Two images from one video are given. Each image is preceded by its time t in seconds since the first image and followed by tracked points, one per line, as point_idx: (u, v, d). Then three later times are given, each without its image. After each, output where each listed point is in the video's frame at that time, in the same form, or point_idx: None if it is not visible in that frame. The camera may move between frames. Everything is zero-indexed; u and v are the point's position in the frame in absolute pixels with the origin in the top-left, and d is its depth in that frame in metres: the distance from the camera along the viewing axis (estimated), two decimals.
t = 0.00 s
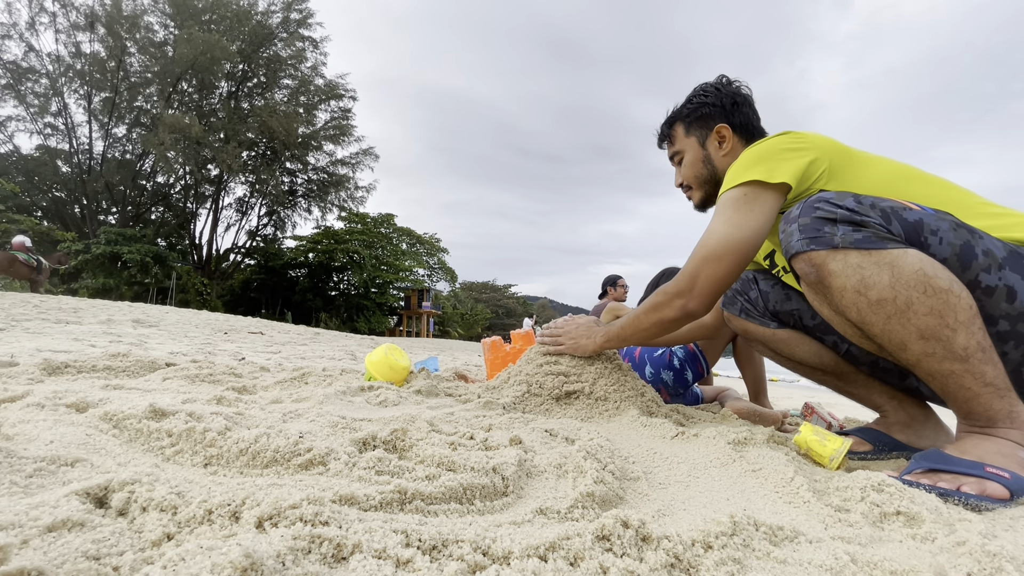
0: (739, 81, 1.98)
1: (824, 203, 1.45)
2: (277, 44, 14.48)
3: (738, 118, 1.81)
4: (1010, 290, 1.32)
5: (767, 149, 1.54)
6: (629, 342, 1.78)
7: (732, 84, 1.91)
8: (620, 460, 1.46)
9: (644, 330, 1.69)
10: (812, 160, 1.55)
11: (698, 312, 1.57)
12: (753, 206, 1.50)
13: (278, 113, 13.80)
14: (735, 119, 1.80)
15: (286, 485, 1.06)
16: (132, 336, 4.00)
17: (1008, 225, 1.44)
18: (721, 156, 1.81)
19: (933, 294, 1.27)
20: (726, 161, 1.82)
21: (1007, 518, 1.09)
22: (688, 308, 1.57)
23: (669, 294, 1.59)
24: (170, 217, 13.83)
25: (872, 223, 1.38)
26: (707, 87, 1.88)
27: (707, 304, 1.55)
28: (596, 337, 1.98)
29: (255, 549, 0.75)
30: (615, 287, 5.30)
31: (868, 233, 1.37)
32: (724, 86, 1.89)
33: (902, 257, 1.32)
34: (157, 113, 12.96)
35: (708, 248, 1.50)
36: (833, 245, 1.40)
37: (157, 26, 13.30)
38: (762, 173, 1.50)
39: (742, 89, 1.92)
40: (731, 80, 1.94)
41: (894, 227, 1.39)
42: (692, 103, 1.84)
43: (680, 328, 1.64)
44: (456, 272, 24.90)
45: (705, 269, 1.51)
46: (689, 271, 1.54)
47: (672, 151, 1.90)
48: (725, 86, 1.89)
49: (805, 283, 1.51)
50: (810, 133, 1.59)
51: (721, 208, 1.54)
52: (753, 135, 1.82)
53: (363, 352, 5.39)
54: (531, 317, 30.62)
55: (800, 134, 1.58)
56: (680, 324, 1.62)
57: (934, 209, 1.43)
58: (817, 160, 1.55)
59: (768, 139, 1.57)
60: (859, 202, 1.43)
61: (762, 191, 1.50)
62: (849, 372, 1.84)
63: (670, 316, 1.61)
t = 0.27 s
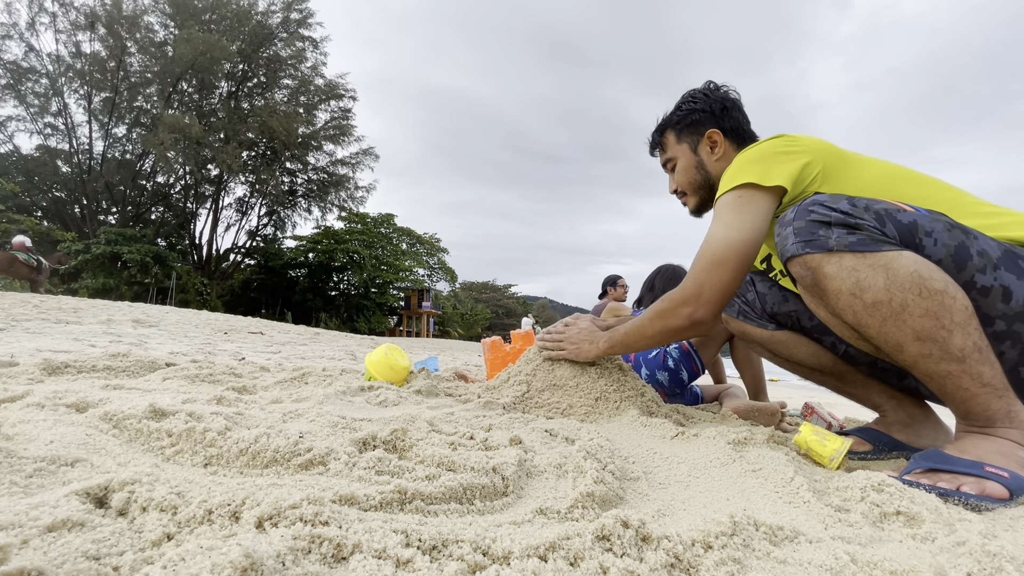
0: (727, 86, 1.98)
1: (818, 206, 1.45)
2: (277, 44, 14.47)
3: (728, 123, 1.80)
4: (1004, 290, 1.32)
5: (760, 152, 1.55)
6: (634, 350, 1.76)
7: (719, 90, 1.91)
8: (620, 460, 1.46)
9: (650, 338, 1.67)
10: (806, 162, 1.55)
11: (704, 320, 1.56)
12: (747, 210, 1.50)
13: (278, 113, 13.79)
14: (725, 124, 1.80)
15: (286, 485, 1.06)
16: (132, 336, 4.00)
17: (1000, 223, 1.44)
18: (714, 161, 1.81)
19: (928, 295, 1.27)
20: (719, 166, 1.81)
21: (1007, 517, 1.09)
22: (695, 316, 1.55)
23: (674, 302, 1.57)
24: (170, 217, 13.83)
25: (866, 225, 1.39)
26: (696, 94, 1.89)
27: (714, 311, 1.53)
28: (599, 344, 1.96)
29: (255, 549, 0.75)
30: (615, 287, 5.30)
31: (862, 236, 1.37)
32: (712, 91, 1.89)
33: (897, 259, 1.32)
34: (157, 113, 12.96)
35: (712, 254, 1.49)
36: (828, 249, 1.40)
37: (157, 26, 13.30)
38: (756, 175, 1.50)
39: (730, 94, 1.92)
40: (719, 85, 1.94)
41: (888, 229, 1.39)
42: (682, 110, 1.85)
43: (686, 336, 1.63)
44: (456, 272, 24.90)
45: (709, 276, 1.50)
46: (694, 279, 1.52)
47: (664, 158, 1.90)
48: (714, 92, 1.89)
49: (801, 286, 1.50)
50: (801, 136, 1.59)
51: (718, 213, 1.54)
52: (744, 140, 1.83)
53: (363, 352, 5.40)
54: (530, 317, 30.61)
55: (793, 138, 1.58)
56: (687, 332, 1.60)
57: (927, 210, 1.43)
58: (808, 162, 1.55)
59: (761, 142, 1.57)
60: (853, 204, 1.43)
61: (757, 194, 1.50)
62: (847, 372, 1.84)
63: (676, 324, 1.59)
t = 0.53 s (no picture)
0: (727, 86, 1.97)
1: (817, 207, 1.43)
2: (277, 44, 14.47)
3: (727, 123, 1.80)
4: (1004, 291, 1.32)
5: (764, 153, 1.55)
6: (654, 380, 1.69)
7: (718, 90, 1.91)
8: (620, 460, 1.46)
9: (675, 359, 1.61)
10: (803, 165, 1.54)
11: (729, 327, 1.52)
12: (761, 211, 1.51)
13: (278, 113, 13.79)
14: (724, 124, 1.80)
15: (286, 485, 1.06)
16: (132, 336, 4.00)
17: (997, 224, 1.44)
18: (713, 161, 1.81)
19: (927, 295, 1.27)
20: (718, 166, 1.81)
21: (1007, 517, 1.09)
22: (720, 324, 1.52)
23: (697, 318, 1.53)
24: (170, 217, 13.82)
25: (864, 226, 1.38)
26: (695, 94, 1.89)
27: (738, 315, 1.51)
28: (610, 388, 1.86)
29: (255, 549, 0.75)
30: (615, 287, 5.29)
31: (860, 237, 1.37)
32: (711, 92, 1.89)
33: (895, 260, 1.32)
34: (157, 113, 12.95)
35: (728, 258, 1.49)
36: (827, 249, 1.38)
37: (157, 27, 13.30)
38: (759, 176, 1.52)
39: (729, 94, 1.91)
40: (717, 85, 1.94)
41: (886, 230, 1.39)
42: (681, 110, 1.85)
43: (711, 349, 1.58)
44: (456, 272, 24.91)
45: (729, 281, 1.48)
46: (716, 287, 1.49)
47: (664, 158, 1.90)
48: (713, 92, 1.89)
49: (799, 286, 1.49)
50: (799, 137, 1.58)
51: (728, 219, 1.55)
52: (743, 140, 1.82)
53: (363, 352, 5.40)
54: (530, 317, 30.62)
55: (794, 138, 1.58)
56: (712, 345, 1.56)
57: (926, 211, 1.43)
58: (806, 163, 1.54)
59: (763, 143, 1.58)
60: (851, 205, 1.43)
61: (767, 196, 1.51)
62: (847, 372, 1.84)
63: (703, 338, 1.54)
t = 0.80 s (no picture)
0: (725, 87, 1.98)
1: (822, 205, 1.42)
2: (277, 44, 14.47)
3: (728, 123, 1.81)
4: (1008, 290, 1.32)
5: (767, 152, 1.55)
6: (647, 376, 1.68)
7: (717, 90, 1.91)
8: (620, 460, 1.46)
9: (669, 356, 1.59)
10: (806, 164, 1.54)
11: (726, 328, 1.51)
12: (764, 211, 1.51)
13: (278, 113, 13.79)
14: (724, 123, 1.80)
15: (286, 485, 1.06)
16: (132, 336, 4.00)
17: (1000, 223, 1.44)
18: (715, 161, 1.81)
19: (932, 295, 1.27)
20: (719, 166, 1.81)
21: (1007, 517, 1.09)
22: (717, 324, 1.50)
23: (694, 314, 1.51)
24: (170, 217, 13.82)
25: (869, 224, 1.38)
26: (694, 94, 1.89)
27: (735, 316, 1.49)
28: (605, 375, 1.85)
29: (255, 549, 0.75)
30: (615, 287, 5.29)
31: (865, 235, 1.36)
32: (710, 92, 1.89)
33: (901, 259, 1.32)
34: (157, 113, 12.95)
35: (729, 256, 1.47)
36: (831, 247, 1.38)
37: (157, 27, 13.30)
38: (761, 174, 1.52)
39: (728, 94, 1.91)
40: (715, 85, 1.94)
41: (891, 228, 1.39)
42: (681, 110, 1.85)
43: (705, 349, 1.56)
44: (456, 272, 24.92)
45: (729, 279, 1.47)
46: (713, 283, 1.48)
47: (664, 159, 1.90)
48: (712, 92, 1.89)
49: (802, 284, 1.49)
50: (801, 136, 1.58)
51: (730, 218, 1.54)
52: (744, 140, 1.83)
53: (363, 352, 5.40)
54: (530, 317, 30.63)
55: (797, 137, 1.58)
56: (706, 344, 1.54)
57: (931, 210, 1.43)
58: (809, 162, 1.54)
59: (764, 143, 1.58)
60: (857, 203, 1.43)
61: (770, 195, 1.51)
62: (848, 372, 1.84)
63: (698, 336, 1.53)
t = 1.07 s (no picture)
0: (722, 85, 1.99)
1: (824, 205, 1.45)
2: (277, 44, 14.47)
3: (728, 121, 1.81)
4: (1011, 291, 1.32)
5: (766, 151, 1.54)
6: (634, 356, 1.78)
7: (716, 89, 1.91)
8: (620, 460, 1.46)
9: (650, 340, 1.68)
10: (808, 162, 1.55)
11: (703, 319, 1.56)
12: (753, 205, 1.50)
13: (278, 113, 13.79)
14: (725, 122, 1.81)
15: (286, 485, 1.06)
16: (132, 336, 4.00)
17: (1002, 223, 1.44)
18: (716, 159, 1.81)
19: (934, 295, 1.27)
20: (721, 164, 1.81)
21: (1007, 517, 1.09)
22: (692, 315, 1.56)
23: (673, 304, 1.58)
24: (170, 217, 13.82)
25: (872, 224, 1.39)
26: (694, 93, 1.89)
27: (712, 311, 1.54)
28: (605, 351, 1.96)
29: (255, 549, 0.75)
30: (615, 287, 5.29)
31: (868, 235, 1.37)
32: (709, 91, 1.89)
33: (904, 259, 1.31)
34: (157, 113, 12.95)
35: (711, 252, 1.50)
36: (833, 247, 1.40)
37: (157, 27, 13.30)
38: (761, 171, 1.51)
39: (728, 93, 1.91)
40: (715, 84, 1.94)
41: (894, 228, 1.39)
42: (681, 110, 1.84)
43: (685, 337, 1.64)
44: (456, 272, 24.94)
45: (706, 275, 1.50)
46: (690, 277, 1.53)
47: (664, 159, 1.89)
48: (710, 91, 1.90)
49: (805, 284, 1.50)
50: (803, 133, 1.58)
51: (720, 211, 1.54)
52: (744, 138, 1.84)
53: (363, 352, 5.40)
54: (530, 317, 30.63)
55: (796, 134, 1.58)
56: (684, 332, 1.61)
57: (934, 210, 1.43)
58: (811, 160, 1.55)
59: (766, 139, 1.57)
60: (860, 202, 1.43)
61: (762, 190, 1.50)
62: (848, 372, 1.84)
63: (675, 325, 1.60)
